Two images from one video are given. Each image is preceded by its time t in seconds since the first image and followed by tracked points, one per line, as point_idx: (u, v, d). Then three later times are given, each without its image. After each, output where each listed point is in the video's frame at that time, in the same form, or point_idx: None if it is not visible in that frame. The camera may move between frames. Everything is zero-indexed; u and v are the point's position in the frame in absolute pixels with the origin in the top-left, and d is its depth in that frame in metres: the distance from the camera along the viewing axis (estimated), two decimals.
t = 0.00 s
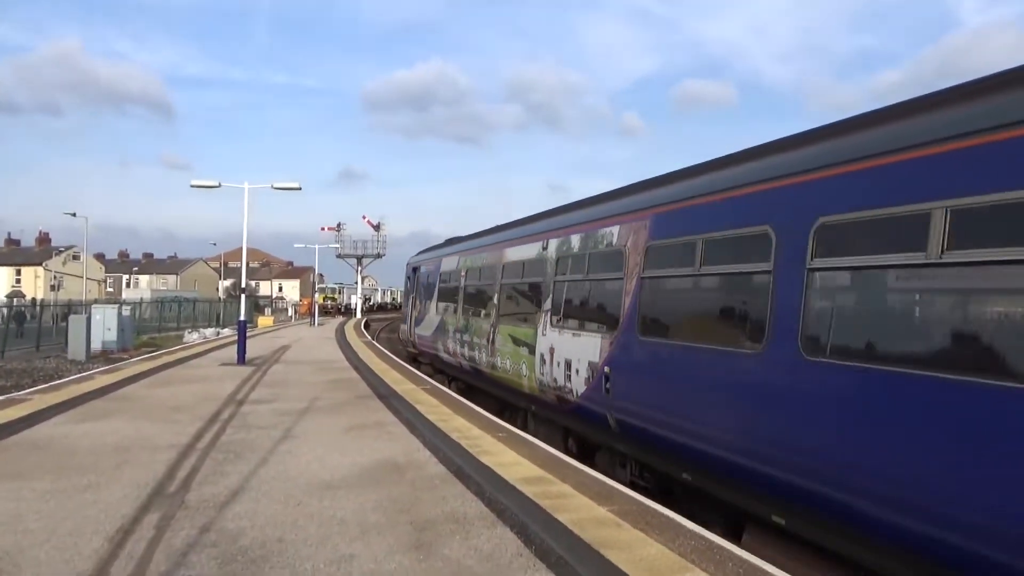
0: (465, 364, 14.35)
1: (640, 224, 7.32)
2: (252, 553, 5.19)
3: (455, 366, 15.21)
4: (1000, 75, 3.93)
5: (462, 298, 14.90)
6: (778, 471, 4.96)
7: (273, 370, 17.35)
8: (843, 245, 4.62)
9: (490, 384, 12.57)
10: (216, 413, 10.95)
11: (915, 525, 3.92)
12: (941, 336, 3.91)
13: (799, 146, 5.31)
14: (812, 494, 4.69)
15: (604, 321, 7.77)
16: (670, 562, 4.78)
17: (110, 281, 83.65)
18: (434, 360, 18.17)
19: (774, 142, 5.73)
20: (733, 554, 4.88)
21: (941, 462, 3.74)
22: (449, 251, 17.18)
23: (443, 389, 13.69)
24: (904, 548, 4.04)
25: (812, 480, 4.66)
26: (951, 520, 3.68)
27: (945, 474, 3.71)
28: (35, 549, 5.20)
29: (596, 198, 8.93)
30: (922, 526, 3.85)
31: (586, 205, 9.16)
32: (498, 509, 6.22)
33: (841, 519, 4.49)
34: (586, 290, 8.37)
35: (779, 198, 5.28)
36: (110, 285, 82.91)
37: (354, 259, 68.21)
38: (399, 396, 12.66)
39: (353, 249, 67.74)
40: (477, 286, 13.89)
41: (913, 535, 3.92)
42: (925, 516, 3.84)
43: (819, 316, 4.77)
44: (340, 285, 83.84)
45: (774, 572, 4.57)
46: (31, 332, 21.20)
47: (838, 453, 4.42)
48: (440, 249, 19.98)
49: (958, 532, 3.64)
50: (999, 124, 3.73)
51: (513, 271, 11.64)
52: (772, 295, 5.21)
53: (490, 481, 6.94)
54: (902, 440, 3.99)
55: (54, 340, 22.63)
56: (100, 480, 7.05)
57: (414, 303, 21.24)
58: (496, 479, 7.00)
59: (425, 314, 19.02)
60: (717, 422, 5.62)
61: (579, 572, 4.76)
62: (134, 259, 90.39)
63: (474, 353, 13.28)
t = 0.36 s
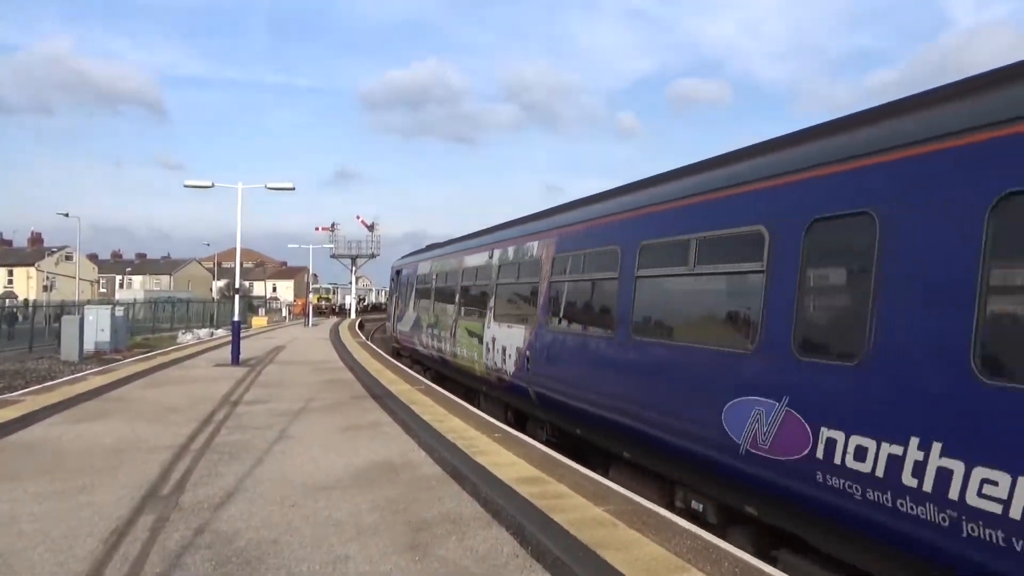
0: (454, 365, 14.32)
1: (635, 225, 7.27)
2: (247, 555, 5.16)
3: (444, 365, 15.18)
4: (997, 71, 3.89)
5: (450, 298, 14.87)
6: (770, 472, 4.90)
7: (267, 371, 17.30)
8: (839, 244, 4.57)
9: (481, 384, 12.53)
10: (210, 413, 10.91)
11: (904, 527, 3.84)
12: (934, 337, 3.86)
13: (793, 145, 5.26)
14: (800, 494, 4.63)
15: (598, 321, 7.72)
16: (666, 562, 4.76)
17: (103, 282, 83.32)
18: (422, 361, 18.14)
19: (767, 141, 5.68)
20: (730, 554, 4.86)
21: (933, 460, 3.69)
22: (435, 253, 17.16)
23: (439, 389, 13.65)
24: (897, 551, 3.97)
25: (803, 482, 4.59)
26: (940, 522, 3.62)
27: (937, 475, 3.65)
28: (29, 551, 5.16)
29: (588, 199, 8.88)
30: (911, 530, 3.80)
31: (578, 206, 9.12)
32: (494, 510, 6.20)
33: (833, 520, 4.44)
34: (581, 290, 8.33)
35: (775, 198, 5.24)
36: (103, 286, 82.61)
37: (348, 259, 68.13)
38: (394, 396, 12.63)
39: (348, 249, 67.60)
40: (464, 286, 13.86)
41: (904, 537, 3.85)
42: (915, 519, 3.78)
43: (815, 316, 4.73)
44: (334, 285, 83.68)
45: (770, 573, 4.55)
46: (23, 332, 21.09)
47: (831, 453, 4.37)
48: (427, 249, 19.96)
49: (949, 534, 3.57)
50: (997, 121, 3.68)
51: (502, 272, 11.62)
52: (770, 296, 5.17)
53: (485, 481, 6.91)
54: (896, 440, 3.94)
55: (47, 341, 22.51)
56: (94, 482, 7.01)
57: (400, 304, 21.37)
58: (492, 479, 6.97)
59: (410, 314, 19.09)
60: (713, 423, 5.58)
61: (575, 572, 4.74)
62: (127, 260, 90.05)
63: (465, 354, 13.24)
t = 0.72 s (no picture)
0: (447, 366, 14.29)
1: (630, 225, 7.20)
2: (244, 557, 5.13)
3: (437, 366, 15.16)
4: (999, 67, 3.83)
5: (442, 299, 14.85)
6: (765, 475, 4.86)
7: (263, 373, 17.25)
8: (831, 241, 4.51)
9: (474, 385, 12.53)
10: (206, 416, 10.87)
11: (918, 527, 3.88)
12: (937, 337, 3.83)
13: (789, 143, 5.19)
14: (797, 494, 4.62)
15: (593, 322, 7.69)
16: (664, 563, 4.74)
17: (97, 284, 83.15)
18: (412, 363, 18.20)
19: (764, 139, 5.60)
20: (727, 554, 4.85)
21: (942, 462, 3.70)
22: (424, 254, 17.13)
23: (435, 391, 13.63)
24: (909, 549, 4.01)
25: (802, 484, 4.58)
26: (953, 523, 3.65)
27: (949, 477, 3.66)
28: (24, 554, 5.12)
29: (582, 198, 8.80)
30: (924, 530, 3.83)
31: (572, 206, 9.04)
32: (491, 511, 6.18)
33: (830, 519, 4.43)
34: (576, 291, 8.30)
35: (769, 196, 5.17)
36: (97, 288, 82.34)
37: (343, 260, 68.04)
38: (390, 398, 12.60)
39: (344, 251, 67.56)
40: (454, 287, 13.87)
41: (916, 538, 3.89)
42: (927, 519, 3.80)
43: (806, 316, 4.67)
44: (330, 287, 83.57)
45: (768, 572, 4.54)
46: (18, 334, 21.02)
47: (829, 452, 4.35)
48: (417, 251, 19.92)
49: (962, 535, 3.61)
50: (995, 118, 3.62)
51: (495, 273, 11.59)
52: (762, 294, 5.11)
53: (482, 482, 6.89)
54: (902, 441, 3.91)
55: (41, 344, 22.44)
56: (89, 484, 6.97)
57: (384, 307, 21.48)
58: (488, 479, 6.95)
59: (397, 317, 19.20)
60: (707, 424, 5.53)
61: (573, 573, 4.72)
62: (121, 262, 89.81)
63: (457, 355, 13.22)
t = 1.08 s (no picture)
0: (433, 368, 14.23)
1: (609, 227, 7.04)
2: (233, 561, 5.10)
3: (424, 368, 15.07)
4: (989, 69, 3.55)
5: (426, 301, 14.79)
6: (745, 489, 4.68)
7: (253, 374, 17.18)
8: (805, 247, 4.34)
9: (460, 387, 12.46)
10: (195, 417, 10.81)
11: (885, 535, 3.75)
12: (802, 364, 4.23)
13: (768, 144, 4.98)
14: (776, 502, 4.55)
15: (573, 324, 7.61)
16: (654, 565, 4.74)
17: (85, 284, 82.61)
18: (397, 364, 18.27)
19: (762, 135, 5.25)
20: (716, 556, 4.84)
21: (909, 473, 3.44)
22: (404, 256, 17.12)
23: (426, 391, 13.65)
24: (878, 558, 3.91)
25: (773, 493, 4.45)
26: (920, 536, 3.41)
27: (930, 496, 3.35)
28: (11, 558, 5.07)
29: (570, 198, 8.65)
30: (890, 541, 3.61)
31: (558, 206, 8.88)
32: (482, 513, 6.16)
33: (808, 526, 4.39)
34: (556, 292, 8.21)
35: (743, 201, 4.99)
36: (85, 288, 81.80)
37: (334, 261, 67.90)
38: (381, 399, 12.60)
39: (334, 251, 67.40)
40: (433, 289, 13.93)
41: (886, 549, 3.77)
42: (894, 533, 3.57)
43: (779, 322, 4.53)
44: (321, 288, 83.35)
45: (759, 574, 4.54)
46: (5, 335, 20.83)
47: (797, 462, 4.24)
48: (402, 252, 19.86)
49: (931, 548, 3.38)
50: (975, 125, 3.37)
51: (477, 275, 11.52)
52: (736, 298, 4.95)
53: (472, 484, 6.87)
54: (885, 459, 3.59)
55: (28, 345, 22.25)
56: (77, 487, 6.91)
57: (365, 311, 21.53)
58: (478, 481, 6.94)
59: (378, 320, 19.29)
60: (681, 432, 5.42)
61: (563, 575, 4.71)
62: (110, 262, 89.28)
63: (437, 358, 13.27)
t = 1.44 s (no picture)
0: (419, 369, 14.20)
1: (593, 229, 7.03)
2: (211, 566, 5.05)
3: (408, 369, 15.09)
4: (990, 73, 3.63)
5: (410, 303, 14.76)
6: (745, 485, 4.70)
7: (234, 377, 17.06)
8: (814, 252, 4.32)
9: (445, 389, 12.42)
10: (175, 421, 10.71)
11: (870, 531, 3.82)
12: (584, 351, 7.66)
13: (758, 148, 5.01)
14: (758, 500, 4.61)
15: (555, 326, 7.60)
16: (637, 566, 4.75)
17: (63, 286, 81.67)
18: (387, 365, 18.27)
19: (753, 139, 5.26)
20: (698, 557, 4.87)
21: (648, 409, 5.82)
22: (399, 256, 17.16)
23: (409, 395, 13.60)
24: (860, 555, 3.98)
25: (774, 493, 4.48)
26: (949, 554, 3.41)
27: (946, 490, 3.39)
28: None
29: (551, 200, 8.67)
30: (908, 548, 3.62)
31: (538, 207, 8.89)
32: (464, 517, 6.13)
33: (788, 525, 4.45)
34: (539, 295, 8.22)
35: (739, 205, 5.01)
36: (63, 291, 80.85)
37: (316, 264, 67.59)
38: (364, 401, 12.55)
39: (317, 253, 67.11)
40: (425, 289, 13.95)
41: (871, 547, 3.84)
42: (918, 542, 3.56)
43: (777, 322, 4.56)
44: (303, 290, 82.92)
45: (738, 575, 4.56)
46: None
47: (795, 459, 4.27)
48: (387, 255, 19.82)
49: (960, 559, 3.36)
50: (986, 125, 3.41)
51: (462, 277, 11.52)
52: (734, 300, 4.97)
53: (455, 487, 6.84)
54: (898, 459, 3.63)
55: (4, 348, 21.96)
56: (53, 492, 6.81)
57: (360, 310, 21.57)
58: (461, 485, 6.91)
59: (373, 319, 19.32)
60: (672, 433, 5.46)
61: None
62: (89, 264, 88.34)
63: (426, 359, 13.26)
